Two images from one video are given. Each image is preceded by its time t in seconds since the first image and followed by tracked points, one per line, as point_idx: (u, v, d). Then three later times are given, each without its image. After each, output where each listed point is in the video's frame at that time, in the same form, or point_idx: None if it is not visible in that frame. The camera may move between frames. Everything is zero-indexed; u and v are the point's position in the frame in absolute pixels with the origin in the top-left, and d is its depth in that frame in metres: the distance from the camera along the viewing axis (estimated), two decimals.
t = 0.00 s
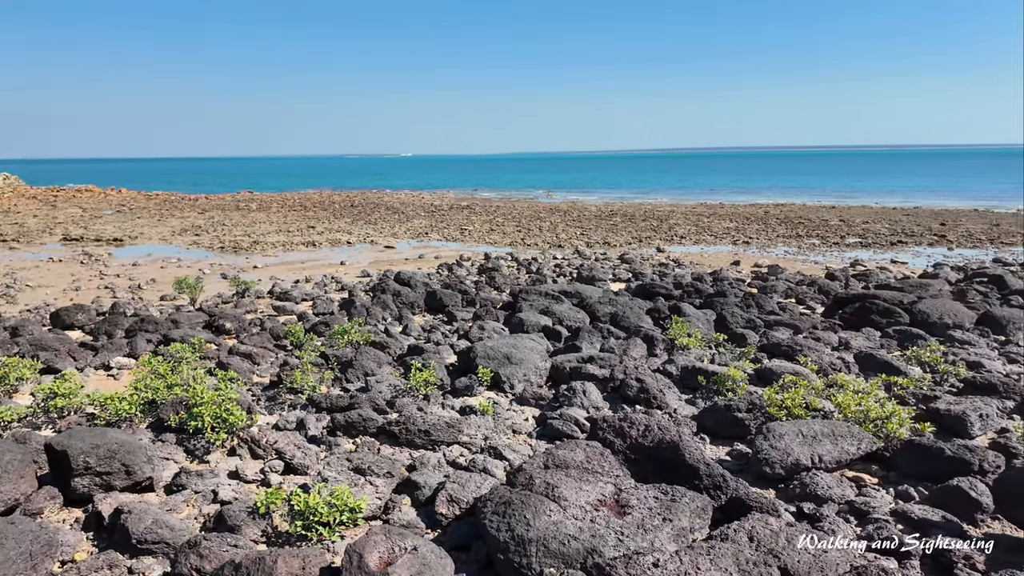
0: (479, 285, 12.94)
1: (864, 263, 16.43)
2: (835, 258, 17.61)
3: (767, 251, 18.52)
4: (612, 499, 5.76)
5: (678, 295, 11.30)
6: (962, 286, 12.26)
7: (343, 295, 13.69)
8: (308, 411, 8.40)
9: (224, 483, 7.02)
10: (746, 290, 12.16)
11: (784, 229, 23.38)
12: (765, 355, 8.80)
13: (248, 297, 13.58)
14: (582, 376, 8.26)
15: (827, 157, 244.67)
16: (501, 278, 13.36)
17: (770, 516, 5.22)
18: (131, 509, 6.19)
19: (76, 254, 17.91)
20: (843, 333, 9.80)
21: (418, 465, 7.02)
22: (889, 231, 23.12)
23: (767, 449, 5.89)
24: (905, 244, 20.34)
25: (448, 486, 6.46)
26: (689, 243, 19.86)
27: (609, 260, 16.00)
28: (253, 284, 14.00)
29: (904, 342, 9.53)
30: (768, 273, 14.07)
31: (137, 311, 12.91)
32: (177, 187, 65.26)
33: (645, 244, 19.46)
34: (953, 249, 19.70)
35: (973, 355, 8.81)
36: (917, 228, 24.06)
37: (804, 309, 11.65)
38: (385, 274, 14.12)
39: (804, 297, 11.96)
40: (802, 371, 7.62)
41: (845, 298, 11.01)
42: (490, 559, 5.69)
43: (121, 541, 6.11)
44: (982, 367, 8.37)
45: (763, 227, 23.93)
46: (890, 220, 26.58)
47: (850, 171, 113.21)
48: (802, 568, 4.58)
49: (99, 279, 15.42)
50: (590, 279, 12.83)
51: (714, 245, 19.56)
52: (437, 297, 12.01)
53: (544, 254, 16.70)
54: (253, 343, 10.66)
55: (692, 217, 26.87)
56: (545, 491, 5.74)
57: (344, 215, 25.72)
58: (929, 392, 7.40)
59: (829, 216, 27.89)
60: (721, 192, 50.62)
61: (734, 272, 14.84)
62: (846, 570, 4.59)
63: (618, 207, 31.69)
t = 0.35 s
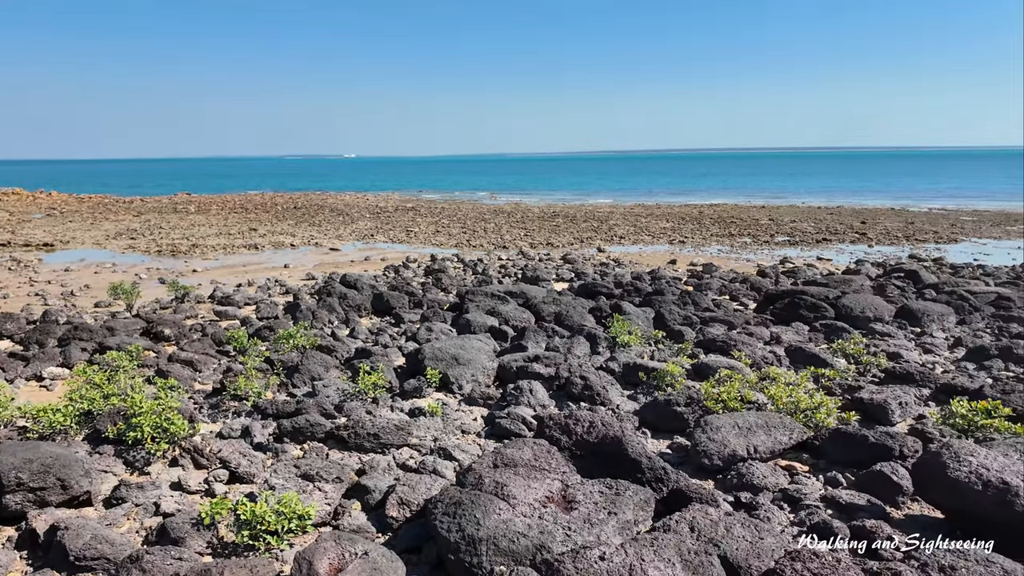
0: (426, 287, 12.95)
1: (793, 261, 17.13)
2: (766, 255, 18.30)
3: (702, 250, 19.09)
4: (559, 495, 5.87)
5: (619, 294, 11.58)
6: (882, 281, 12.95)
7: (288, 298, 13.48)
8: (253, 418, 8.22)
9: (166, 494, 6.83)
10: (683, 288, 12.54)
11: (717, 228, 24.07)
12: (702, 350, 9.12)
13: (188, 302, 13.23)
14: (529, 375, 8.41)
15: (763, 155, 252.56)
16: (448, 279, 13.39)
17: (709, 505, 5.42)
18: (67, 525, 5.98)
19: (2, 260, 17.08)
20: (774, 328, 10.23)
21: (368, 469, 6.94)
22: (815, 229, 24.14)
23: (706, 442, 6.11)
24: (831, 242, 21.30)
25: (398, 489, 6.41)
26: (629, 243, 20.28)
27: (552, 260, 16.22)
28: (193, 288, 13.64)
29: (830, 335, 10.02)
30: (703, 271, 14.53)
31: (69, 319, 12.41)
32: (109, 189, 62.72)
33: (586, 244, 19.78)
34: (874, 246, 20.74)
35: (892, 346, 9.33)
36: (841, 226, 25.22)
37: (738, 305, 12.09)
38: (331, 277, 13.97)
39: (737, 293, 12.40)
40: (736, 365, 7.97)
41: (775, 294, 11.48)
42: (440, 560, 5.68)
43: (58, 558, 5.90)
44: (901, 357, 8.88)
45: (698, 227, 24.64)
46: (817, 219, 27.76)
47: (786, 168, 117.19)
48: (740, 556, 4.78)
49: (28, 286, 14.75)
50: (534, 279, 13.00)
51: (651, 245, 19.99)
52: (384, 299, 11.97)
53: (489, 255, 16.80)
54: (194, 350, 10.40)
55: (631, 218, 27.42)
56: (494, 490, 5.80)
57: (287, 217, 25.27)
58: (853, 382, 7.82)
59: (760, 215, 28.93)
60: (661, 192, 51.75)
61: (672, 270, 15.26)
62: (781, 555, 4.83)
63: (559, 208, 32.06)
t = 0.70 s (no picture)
0: (369, 289, 12.87)
1: (723, 259, 17.73)
2: (697, 254, 18.88)
3: (637, 249, 19.53)
4: (504, 491, 5.94)
5: (559, 293, 11.78)
6: (805, 276, 13.57)
7: (227, 303, 13.17)
8: (192, 427, 7.99)
9: (101, 508, 6.58)
10: (621, 286, 12.84)
11: (649, 228, 24.60)
12: (639, 346, 9.40)
13: (120, 309, 12.76)
14: (473, 375, 8.50)
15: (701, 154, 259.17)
16: (391, 281, 13.33)
17: (647, 496, 5.60)
18: None
19: None
20: (706, 323, 10.60)
21: (312, 474, 6.82)
22: (742, 228, 25.04)
23: (643, 434, 6.32)
24: (758, 240, 22.14)
25: (344, 493, 6.33)
26: (567, 243, 20.57)
27: (494, 261, 16.34)
28: (126, 294, 13.17)
29: (758, 329, 10.45)
30: (639, 270, 14.91)
31: None
32: (32, 193, 59.66)
33: (526, 245, 19.96)
34: (797, 243, 21.68)
35: (815, 338, 9.80)
36: (766, 225, 26.24)
37: (672, 302, 12.46)
38: (271, 280, 13.72)
39: (671, 291, 12.78)
40: (671, 359, 8.28)
41: (705, 291, 11.87)
42: (388, 562, 5.63)
43: None
44: (823, 349, 9.35)
45: (633, 226, 25.21)
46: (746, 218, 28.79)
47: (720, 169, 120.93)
48: (678, 544, 4.96)
49: None
50: (477, 280, 13.09)
51: (588, 245, 20.30)
52: (326, 301, 11.84)
53: (431, 256, 16.79)
54: (127, 358, 10.05)
55: (570, 219, 27.82)
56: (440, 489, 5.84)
57: (223, 219, 24.59)
58: (779, 373, 8.21)
59: (691, 215, 29.80)
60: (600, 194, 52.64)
61: (609, 269, 15.59)
62: (715, 541, 5.04)
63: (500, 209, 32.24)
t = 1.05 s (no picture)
0: (316, 292, 12.71)
1: (664, 257, 18.16)
2: (639, 253, 19.27)
3: (581, 249, 19.81)
4: (455, 490, 5.97)
5: (506, 293, 11.88)
6: (740, 273, 14.04)
7: (168, 308, 12.80)
8: (133, 436, 7.75)
9: (38, 523, 6.29)
10: (567, 285, 13.03)
11: (593, 229, 24.96)
12: (584, 344, 9.58)
13: (54, 316, 12.25)
14: (423, 375, 8.52)
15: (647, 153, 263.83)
16: (339, 283, 13.18)
17: (595, 490, 5.73)
18: None
19: None
20: (648, 320, 10.86)
21: (261, 481, 6.69)
22: (681, 227, 25.68)
23: (590, 430, 6.46)
24: (696, 239, 22.75)
25: (293, 498, 6.18)
26: (515, 243, 20.72)
27: (442, 262, 16.34)
28: (60, 301, 12.66)
29: (697, 325, 10.77)
30: (583, 270, 15.15)
31: None
32: None
33: (474, 245, 20.00)
34: (732, 242, 22.37)
35: (751, 333, 10.16)
36: (703, 224, 26.97)
37: (616, 300, 12.71)
38: (215, 284, 13.40)
39: (614, 289, 13.03)
40: (615, 356, 8.48)
41: (646, 289, 12.14)
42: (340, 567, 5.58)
43: None
44: (758, 343, 9.69)
45: (577, 227, 25.55)
46: (686, 218, 29.51)
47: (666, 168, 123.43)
48: (624, 535, 5.09)
49: None
50: (426, 281, 13.09)
51: (533, 245, 20.48)
52: (272, 304, 11.64)
53: (379, 258, 16.67)
54: (63, 367, 9.67)
55: (517, 219, 28.03)
56: (392, 491, 5.82)
57: (163, 222, 23.86)
58: (717, 367, 8.49)
59: (631, 215, 30.39)
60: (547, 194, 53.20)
61: (555, 269, 15.78)
62: (660, 531, 5.19)
63: (447, 210, 32.20)
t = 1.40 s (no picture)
0: (274, 294, 12.54)
1: (621, 256, 18.40)
2: (595, 252, 19.49)
3: (540, 249, 19.93)
4: (417, 491, 5.97)
5: (466, 293, 11.91)
6: (694, 271, 14.32)
7: (120, 311, 12.46)
8: (84, 445, 7.53)
9: None
10: (526, 285, 13.11)
11: (551, 228, 25.12)
12: (543, 342, 9.68)
13: None
14: (384, 376, 8.51)
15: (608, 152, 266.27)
16: (297, 284, 13.03)
17: (555, 486, 5.80)
18: None
19: None
20: (605, 318, 11.01)
21: (218, 487, 6.57)
22: (635, 226, 26.06)
23: (550, 426, 6.54)
24: (650, 238, 23.12)
25: (252, 504, 6.08)
26: (474, 243, 20.75)
27: (402, 262, 16.28)
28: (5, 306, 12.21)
29: (652, 322, 10.95)
30: (542, 269, 15.26)
31: None
32: None
33: (433, 246, 19.96)
34: (685, 240, 22.79)
35: (703, 329, 10.39)
36: (657, 223, 27.41)
37: (574, 299, 12.84)
38: (169, 287, 13.10)
39: (572, 288, 13.16)
40: (573, 354, 8.59)
41: (602, 287, 12.30)
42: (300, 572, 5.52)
43: None
44: (711, 338, 9.92)
45: (535, 227, 25.71)
46: (641, 218, 29.94)
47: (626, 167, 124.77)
48: (584, 530, 5.17)
49: None
50: (385, 282, 13.03)
51: (492, 245, 20.51)
52: (229, 307, 11.44)
53: (337, 259, 16.52)
54: (9, 374, 9.33)
55: (476, 219, 28.05)
56: (353, 494, 5.79)
57: (114, 223, 23.21)
58: (672, 362, 8.66)
59: (587, 215, 30.68)
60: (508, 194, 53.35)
61: (513, 269, 15.85)
62: (619, 524, 5.29)
63: (405, 211, 32.01)
